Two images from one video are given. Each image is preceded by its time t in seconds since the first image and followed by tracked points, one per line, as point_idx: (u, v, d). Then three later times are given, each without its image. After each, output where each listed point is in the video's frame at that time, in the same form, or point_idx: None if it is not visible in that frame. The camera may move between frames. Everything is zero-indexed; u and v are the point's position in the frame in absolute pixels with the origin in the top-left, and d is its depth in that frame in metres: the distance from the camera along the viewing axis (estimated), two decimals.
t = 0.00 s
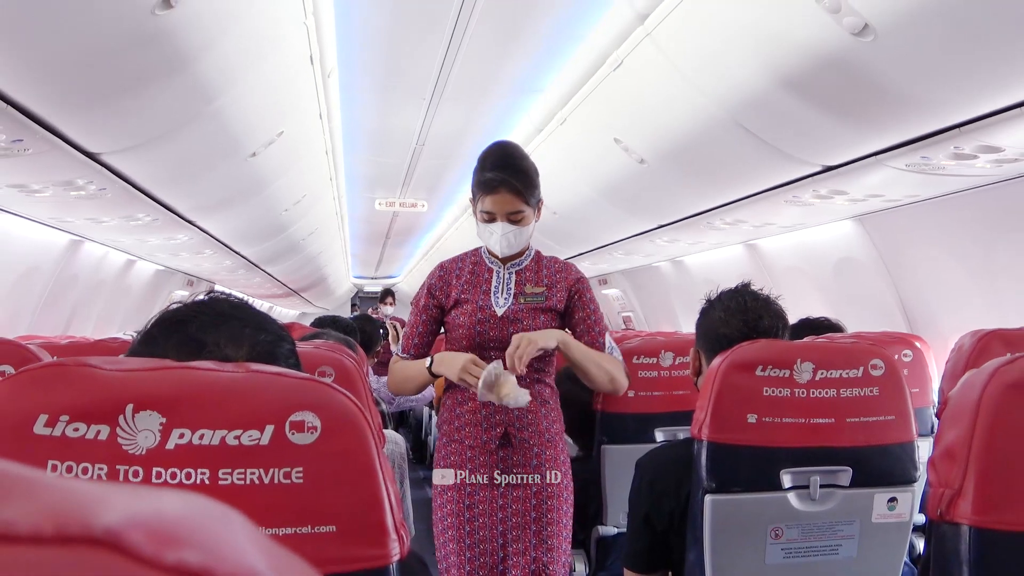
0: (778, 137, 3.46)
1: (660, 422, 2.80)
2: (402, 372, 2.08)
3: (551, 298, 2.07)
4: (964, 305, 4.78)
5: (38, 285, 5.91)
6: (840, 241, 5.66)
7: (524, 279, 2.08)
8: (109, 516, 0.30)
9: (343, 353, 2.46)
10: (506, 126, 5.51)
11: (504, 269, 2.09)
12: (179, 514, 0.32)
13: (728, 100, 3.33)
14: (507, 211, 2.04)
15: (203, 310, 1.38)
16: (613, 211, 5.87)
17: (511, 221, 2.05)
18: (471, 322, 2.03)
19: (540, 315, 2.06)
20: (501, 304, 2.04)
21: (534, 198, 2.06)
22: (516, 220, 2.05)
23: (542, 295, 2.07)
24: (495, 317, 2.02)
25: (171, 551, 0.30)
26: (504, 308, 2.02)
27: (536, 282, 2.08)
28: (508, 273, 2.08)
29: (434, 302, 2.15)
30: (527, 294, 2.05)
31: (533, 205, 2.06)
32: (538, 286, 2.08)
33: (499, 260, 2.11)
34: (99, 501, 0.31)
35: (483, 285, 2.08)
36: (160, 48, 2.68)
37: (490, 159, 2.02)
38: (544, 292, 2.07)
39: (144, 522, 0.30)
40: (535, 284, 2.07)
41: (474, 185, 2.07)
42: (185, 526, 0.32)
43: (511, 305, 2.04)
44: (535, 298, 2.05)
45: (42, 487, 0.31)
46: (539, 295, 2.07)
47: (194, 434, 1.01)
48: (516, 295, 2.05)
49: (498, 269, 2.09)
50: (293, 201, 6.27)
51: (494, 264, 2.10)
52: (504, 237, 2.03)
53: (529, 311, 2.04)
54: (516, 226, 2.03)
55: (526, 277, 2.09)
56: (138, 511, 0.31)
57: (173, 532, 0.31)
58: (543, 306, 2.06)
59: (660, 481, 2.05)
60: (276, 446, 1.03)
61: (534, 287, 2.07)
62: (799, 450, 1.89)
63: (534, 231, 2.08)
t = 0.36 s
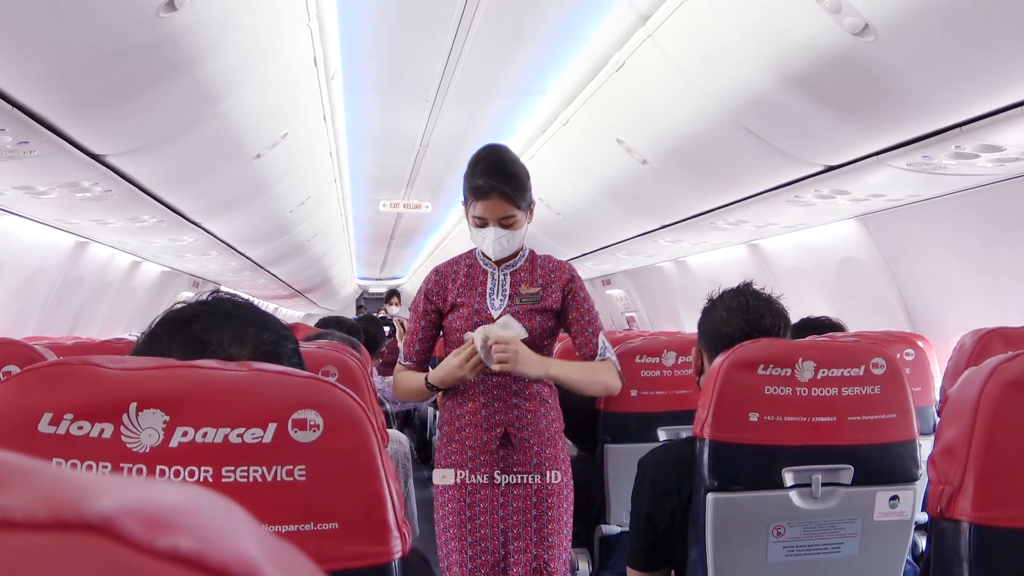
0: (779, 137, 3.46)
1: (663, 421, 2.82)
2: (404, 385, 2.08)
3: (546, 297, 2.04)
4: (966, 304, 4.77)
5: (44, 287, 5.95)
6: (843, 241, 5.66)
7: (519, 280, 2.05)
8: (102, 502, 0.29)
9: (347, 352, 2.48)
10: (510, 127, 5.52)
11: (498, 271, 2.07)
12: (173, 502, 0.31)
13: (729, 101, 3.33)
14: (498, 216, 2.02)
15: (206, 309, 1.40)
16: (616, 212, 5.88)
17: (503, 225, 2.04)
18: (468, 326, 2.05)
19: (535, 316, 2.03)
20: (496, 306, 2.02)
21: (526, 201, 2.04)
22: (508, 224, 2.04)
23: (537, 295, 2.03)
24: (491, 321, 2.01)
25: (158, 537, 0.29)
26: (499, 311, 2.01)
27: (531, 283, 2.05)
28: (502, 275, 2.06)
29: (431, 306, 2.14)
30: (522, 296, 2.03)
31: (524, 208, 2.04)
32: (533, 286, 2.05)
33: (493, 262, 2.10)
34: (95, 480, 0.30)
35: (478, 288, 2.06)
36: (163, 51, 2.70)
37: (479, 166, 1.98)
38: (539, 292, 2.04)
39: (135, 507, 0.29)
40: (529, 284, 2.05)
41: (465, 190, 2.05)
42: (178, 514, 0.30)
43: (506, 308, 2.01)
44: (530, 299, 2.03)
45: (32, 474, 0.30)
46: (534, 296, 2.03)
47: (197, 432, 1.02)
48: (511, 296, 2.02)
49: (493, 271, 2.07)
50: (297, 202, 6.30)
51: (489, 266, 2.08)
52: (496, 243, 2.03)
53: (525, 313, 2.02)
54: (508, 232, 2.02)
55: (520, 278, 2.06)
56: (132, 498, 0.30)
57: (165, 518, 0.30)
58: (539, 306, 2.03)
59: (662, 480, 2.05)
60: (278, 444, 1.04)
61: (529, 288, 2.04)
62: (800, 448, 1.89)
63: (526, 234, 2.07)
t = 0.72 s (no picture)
0: (781, 138, 3.46)
1: (666, 421, 2.82)
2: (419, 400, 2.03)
3: (546, 311, 2.05)
4: (969, 305, 4.75)
5: (49, 290, 5.99)
6: (846, 242, 5.64)
7: (519, 291, 2.04)
8: (81, 477, 0.30)
9: (351, 352, 2.49)
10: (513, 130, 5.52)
11: (498, 281, 2.04)
12: (151, 479, 0.32)
13: (731, 102, 3.34)
14: (496, 225, 1.98)
15: (206, 308, 1.41)
16: (619, 214, 5.88)
17: (501, 234, 2.00)
18: (469, 340, 2.00)
19: (536, 328, 2.03)
20: (498, 319, 2.00)
21: (524, 210, 2.00)
22: (506, 233, 2.00)
23: (537, 308, 2.03)
24: (493, 335, 1.99)
25: (130, 509, 0.30)
26: (501, 325, 1.99)
27: (531, 294, 2.05)
28: (503, 286, 2.04)
29: (430, 317, 2.08)
30: (523, 308, 2.02)
31: (523, 217, 2.00)
32: (532, 298, 2.04)
33: (492, 272, 2.07)
34: (83, 456, 0.31)
35: (478, 300, 2.03)
36: (166, 55, 2.71)
37: (476, 177, 1.95)
38: (539, 304, 2.04)
39: (111, 483, 0.30)
40: (529, 295, 2.05)
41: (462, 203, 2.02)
42: (152, 489, 0.31)
43: (507, 321, 2.00)
44: (531, 311, 2.02)
45: (15, 449, 0.31)
46: (534, 308, 2.03)
47: (196, 430, 1.03)
48: (512, 309, 2.01)
49: (493, 282, 2.05)
50: (301, 205, 6.33)
51: (489, 276, 2.05)
52: (495, 252, 1.99)
53: (526, 325, 2.02)
54: (507, 240, 1.99)
55: (520, 289, 2.05)
56: (113, 474, 0.31)
57: (140, 491, 0.31)
58: (539, 319, 2.03)
59: (663, 480, 2.05)
60: (277, 441, 1.05)
61: (529, 300, 2.03)
62: (801, 447, 1.89)
63: (525, 242, 2.03)
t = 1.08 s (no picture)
0: (783, 143, 3.47)
1: (668, 427, 2.82)
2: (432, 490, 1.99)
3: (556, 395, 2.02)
4: (974, 311, 4.73)
5: (55, 299, 6.04)
6: (849, 248, 5.63)
7: (531, 377, 1.98)
8: (76, 457, 0.31)
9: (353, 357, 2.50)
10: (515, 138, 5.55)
11: (511, 365, 1.93)
12: (145, 461, 0.33)
13: (733, 109, 3.35)
14: (518, 316, 1.82)
15: (208, 312, 1.42)
16: (622, 220, 5.89)
17: (522, 325, 1.84)
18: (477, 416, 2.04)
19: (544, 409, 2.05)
20: (508, 404, 2.01)
21: (549, 300, 1.85)
22: (528, 324, 1.84)
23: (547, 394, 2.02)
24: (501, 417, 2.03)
25: (123, 487, 0.31)
26: (510, 410, 2.02)
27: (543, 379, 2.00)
28: (515, 371, 1.94)
29: (440, 387, 1.97)
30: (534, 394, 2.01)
31: (547, 307, 1.85)
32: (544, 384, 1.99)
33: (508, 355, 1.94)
34: (83, 439, 0.33)
35: (491, 380, 1.98)
36: (172, 64, 2.74)
37: (500, 272, 1.79)
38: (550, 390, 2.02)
39: (108, 463, 0.31)
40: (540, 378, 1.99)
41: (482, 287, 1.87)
42: (144, 470, 0.32)
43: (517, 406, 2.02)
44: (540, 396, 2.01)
45: (11, 431, 0.32)
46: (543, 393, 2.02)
47: (198, 433, 1.04)
48: (523, 394, 2.00)
49: (506, 365, 1.93)
50: (306, 212, 6.37)
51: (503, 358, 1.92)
52: (514, 343, 1.84)
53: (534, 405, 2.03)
54: (528, 332, 1.83)
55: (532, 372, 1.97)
56: (110, 454, 0.32)
57: (132, 471, 0.32)
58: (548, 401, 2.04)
59: (664, 484, 2.04)
60: (278, 444, 1.06)
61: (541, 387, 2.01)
62: (804, 451, 1.89)
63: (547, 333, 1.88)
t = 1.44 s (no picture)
0: (787, 146, 3.48)
1: (671, 429, 2.82)
2: None
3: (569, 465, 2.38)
4: (979, 314, 4.71)
5: (61, 301, 6.09)
6: (854, 251, 5.61)
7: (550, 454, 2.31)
8: (55, 425, 0.30)
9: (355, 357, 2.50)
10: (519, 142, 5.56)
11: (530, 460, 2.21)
12: (125, 425, 0.31)
13: (737, 111, 3.36)
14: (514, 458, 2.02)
15: (209, 309, 1.43)
16: (626, 224, 5.90)
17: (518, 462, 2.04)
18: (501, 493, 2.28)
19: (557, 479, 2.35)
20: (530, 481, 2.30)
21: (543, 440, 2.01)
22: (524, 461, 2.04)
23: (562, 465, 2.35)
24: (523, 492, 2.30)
25: (99, 447, 0.29)
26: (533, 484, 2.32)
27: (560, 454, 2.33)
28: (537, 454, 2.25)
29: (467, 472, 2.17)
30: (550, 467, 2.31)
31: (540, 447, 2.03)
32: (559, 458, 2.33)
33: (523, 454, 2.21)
34: (62, 405, 0.32)
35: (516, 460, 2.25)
36: (178, 65, 2.77)
37: (497, 404, 1.96)
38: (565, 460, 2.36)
39: (88, 427, 0.30)
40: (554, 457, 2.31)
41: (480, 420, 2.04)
42: (122, 431, 0.30)
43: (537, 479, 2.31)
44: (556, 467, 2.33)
45: None
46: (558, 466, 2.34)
47: (197, 428, 1.04)
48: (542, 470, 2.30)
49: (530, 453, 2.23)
50: (311, 216, 6.41)
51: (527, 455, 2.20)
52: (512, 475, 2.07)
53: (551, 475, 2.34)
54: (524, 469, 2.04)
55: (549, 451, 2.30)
56: (89, 418, 0.31)
57: (111, 433, 0.30)
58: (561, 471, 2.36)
59: (666, 486, 2.04)
60: (277, 438, 1.08)
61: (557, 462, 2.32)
62: (805, 452, 1.89)
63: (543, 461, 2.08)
